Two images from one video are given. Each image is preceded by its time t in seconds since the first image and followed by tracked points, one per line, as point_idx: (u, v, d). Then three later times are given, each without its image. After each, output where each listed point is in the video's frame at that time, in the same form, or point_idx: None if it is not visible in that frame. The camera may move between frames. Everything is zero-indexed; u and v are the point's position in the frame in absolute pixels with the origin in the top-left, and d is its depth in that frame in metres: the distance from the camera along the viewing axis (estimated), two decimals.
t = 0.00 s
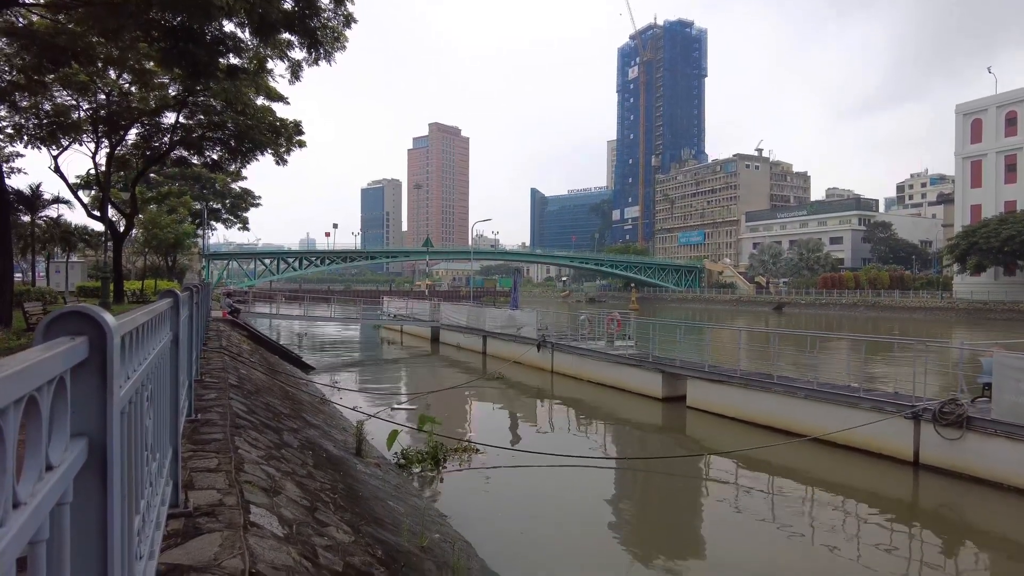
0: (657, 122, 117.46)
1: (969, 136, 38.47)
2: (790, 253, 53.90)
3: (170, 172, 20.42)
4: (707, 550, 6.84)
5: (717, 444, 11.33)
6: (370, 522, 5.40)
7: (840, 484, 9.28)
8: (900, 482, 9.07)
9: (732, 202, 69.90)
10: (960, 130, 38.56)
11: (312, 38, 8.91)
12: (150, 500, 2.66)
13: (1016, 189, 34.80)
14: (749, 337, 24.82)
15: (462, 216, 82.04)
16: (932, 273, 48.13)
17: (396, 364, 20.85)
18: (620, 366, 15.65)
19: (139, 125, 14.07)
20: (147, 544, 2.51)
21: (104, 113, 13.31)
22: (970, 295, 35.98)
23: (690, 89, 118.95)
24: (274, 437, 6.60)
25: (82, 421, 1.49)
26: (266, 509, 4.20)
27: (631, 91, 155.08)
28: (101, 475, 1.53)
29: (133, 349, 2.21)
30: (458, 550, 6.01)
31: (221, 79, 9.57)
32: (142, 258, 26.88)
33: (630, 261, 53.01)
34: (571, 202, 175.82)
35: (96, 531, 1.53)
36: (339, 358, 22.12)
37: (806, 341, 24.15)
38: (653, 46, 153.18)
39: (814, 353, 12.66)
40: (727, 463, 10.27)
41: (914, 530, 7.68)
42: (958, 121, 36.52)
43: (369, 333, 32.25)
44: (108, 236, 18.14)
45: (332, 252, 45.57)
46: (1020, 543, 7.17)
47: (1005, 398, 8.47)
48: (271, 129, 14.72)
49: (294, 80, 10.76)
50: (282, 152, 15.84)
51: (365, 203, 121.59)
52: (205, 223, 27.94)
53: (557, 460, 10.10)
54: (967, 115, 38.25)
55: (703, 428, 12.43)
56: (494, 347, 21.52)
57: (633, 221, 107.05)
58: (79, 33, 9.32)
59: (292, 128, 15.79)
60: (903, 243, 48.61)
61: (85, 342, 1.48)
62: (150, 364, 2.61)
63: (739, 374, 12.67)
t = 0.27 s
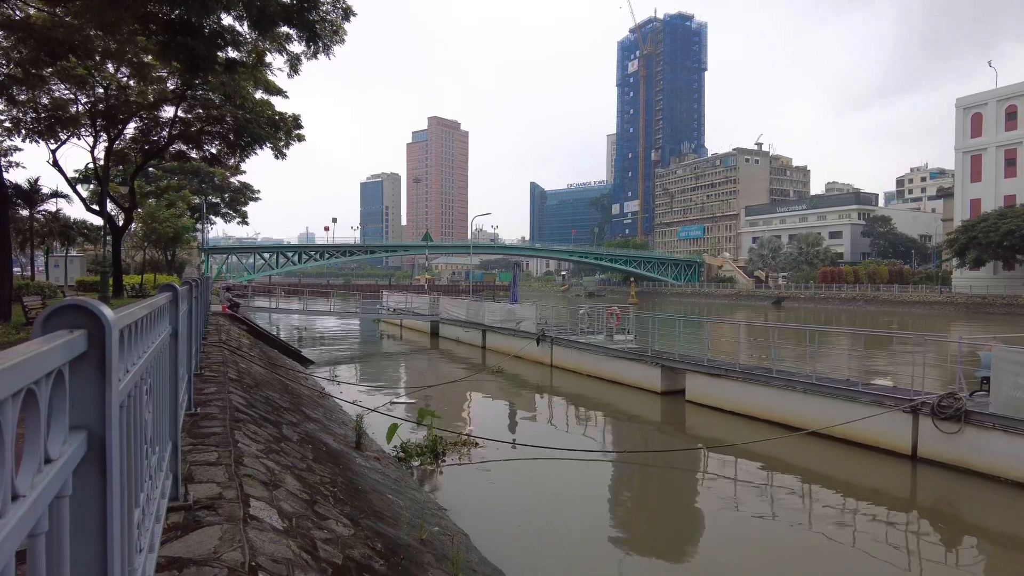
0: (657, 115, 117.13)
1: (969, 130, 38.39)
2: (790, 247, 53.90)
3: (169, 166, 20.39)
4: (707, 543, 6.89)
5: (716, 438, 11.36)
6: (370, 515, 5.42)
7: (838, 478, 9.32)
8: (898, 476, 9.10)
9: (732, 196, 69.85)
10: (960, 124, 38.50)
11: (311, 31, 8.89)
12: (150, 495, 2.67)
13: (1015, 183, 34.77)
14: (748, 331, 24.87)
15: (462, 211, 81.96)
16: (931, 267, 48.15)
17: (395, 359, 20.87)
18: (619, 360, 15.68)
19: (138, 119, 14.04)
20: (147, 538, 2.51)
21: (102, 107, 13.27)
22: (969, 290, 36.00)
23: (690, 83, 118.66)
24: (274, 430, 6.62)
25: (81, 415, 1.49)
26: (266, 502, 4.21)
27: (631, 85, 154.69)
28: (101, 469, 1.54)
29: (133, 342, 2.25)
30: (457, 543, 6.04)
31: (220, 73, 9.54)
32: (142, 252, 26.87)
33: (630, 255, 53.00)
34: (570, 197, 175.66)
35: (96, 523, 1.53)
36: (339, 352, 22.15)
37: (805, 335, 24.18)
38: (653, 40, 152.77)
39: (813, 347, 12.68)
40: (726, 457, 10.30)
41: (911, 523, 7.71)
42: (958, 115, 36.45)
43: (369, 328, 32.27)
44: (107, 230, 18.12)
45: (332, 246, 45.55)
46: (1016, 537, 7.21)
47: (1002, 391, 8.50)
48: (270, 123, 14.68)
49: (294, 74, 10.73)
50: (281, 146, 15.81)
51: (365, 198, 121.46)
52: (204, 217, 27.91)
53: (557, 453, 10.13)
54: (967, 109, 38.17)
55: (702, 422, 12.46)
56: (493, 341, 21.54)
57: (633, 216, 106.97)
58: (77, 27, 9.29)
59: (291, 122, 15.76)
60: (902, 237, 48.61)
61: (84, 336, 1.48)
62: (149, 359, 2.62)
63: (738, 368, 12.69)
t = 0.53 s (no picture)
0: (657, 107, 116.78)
1: (970, 121, 38.28)
2: (789, 239, 53.88)
3: (167, 157, 20.31)
4: (706, 534, 6.92)
5: (714, 429, 11.40)
6: (370, 506, 5.45)
7: (836, 469, 9.36)
8: (895, 467, 9.14)
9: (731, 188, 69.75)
10: (960, 115, 38.38)
11: (309, 22, 8.83)
12: (150, 485, 2.68)
13: (1015, 175, 34.70)
14: (747, 323, 24.92)
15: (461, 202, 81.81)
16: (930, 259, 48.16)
17: (395, 350, 20.90)
18: (618, 352, 15.70)
19: (135, 110, 13.97)
20: (148, 529, 2.53)
21: (100, 98, 13.20)
22: (968, 282, 36.02)
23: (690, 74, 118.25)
24: (274, 422, 6.64)
25: (82, 406, 1.50)
26: (267, 493, 4.23)
27: (631, 76, 154.08)
28: (102, 460, 1.54)
29: (133, 333, 2.25)
30: (457, 534, 6.07)
31: (218, 64, 9.48)
32: (140, 244, 26.82)
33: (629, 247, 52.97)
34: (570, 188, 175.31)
35: (97, 513, 1.54)
36: (338, 344, 22.17)
37: (804, 327, 24.24)
38: (653, 30, 152.07)
39: (812, 338, 12.70)
40: (724, 448, 10.34)
41: (908, 514, 7.75)
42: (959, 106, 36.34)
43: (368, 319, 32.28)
44: (105, 221, 18.07)
45: (331, 238, 45.49)
46: (1012, 528, 7.26)
47: (1000, 383, 8.53)
48: (269, 114, 14.61)
49: (292, 65, 10.66)
50: (280, 138, 15.73)
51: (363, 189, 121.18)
52: (203, 208, 27.84)
53: (556, 444, 10.16)
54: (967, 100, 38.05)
55: (700, 413, 12.50)
56: (492, 333, 21.56)
57: (632, 208, 106.84)
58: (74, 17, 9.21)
59: (290, 114, 15.69)
60: (902, 229, 48.60)
61: (84, 327, 1.49)
62: (149, 350, 2.64)
63: (737, 359, 12.71)
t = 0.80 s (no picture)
0: (658, 97, 116.30)
1: (971, 111, 38.12)
2: (789, 229, 53.85)
3: (165, 147, 20.23)
4: (704, 522, 6.95)
5: (713, 418, 11.45)
6: (370, 494, 5.48)
7: (834, 458, 9.40)
8: (894, 457, 9.18)
9: (732, 178, 69.59)
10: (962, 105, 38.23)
11: (308, 10, 8.75)
12: (151, 471, 2.70)
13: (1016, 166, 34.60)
14: (746, 314, 24.99)
15: (460, 192, 81.64)
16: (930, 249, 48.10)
17: (394, 340, 20.95)
18: (618, 342, 15.71)
19: (133, 100, 13.89)
20: (149, 517, 2.54)
21: (98, 88, 13.12)
22: (968, 272, 36.00)
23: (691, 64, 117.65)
24: (274, 411, 6.67)
25: (82, 392, 1.50)
26: (268, 482, 4.24)
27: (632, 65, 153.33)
28: (103, 445, 1.54)
29: (132, 321, 2.25)
30: (457, 522, 6.11)
31: (216, 53, 9.42)
32: (139, 234, 26.78)
33: (629, 237, 52.93)
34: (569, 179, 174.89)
35: (99, 500, 1.54)
36: (338, 334, 22.21)
37: (804, 317, 24.27)
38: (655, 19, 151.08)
39: (811, 328, 12.72)
40: (723, 437, 10.38)
41: (906, 503, 7.79)
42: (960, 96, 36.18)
43: (368, 310, 32.32)
44: (104, 212, 18.02)
45: (330, 228, 45.42)
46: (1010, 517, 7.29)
47: (999, 372, 8.56)
48: (267, 104, 14.53)
49: (291, 54, 10.60)
50: (278, 127, 15.66)
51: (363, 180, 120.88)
52: (202, 199, 27.78)
53: (555, 433, 10.21)
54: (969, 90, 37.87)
55: (699, 403, 12.54)
56: (492, 323, 21.60)
57: (632, 198, 106.65)
58: (70, 5, 9.13)
59: (288, 103, 15.61)
60: (902, 220, 48.52)
61: (83, 312, 1.48)
62: (149, 338, 2.64)
63: (737, 349, 12.74)
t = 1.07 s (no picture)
0: (659, 81, 115.39)
1: (975, 95, 37.87)
2: (790, 214, 53.72)
3: (164, 131, 20.10)
4: (704, 507, 7.00)
5: (712, 403, 11.51)
6: (371, 478, 5.52)
7: (833, 442, 9.46)
8: (891, 441, 9.24)
9: (733, 163, 69.30)
10: (966, 89, 37.96)
11: None
12: (153, 456, 2.72)
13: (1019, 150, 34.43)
14: (747, 299, 25.04)
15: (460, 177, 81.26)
16: (931, 234, 48.04)
17: (395, 325, 21.00)
18: (618, 327, 15.74)
19: (131, 84, 13.77)
20: (152, 501, 2.57)
21: (94, 72, 13.01)
22: (968, 257, 36.00)
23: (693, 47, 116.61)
24: (275, 395, 6.70)
25: (84, 377, 1.50)
26: (269, 466, 4.27)
27: (633, 48, 151.90)
28: (105, 430, 1.55)
29: (133, 306, 2.24)
30: (458, 505, 6.17)
31: (214, 36, 9.30)
32: (139, 219, 26.71)
33: (629, 222, 52.81)
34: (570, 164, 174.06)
35: (102, 483, 1.55)
36: (339, 319, 22.25)
37: (803, 302, 24.33)
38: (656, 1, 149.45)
39: (811, 313, 12.75)
40: (722, 421, 10.44)
41: (903, 486, 7.87)
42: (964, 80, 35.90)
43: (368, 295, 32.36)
44: (103, 197, 17.96)
45: (330, 213, 45.30)
46: (1006, 501, 7.35)
47: (998, 358, 8.60)
48: (266, 88, 14.42)
49: (289, 37, 10.46)
50: (277, 112, 15.55)
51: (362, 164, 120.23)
52: (201, 183, 27.68)
53: (555, 418, 10.26)
54: (973, 74, 37.59)
55: (699, 387, 12.59)
56: (492, 308, 21.64)
57: (633, 183, 106.23)
58: None
59: (287, 87, 15.49)
60: (903, 204, 48.40)
61: (83, 298, 1.48)
62: (150, 323, 2.65)
63: (737, 334, 12.77)
